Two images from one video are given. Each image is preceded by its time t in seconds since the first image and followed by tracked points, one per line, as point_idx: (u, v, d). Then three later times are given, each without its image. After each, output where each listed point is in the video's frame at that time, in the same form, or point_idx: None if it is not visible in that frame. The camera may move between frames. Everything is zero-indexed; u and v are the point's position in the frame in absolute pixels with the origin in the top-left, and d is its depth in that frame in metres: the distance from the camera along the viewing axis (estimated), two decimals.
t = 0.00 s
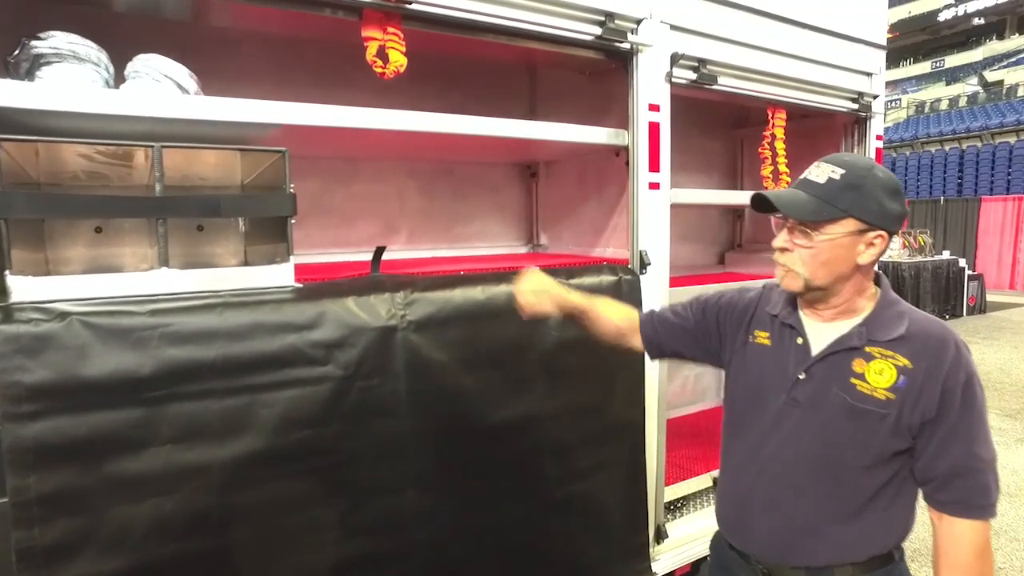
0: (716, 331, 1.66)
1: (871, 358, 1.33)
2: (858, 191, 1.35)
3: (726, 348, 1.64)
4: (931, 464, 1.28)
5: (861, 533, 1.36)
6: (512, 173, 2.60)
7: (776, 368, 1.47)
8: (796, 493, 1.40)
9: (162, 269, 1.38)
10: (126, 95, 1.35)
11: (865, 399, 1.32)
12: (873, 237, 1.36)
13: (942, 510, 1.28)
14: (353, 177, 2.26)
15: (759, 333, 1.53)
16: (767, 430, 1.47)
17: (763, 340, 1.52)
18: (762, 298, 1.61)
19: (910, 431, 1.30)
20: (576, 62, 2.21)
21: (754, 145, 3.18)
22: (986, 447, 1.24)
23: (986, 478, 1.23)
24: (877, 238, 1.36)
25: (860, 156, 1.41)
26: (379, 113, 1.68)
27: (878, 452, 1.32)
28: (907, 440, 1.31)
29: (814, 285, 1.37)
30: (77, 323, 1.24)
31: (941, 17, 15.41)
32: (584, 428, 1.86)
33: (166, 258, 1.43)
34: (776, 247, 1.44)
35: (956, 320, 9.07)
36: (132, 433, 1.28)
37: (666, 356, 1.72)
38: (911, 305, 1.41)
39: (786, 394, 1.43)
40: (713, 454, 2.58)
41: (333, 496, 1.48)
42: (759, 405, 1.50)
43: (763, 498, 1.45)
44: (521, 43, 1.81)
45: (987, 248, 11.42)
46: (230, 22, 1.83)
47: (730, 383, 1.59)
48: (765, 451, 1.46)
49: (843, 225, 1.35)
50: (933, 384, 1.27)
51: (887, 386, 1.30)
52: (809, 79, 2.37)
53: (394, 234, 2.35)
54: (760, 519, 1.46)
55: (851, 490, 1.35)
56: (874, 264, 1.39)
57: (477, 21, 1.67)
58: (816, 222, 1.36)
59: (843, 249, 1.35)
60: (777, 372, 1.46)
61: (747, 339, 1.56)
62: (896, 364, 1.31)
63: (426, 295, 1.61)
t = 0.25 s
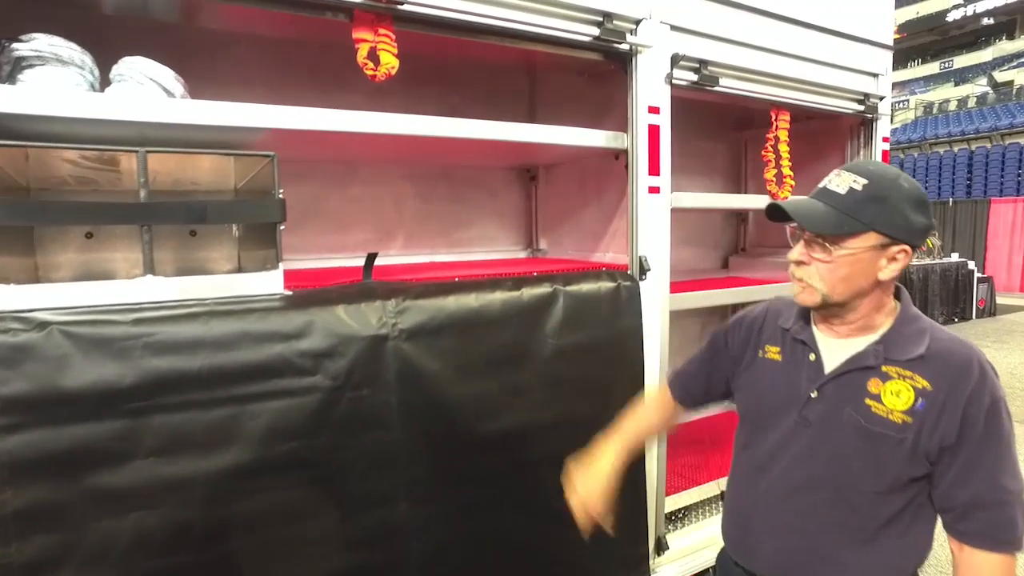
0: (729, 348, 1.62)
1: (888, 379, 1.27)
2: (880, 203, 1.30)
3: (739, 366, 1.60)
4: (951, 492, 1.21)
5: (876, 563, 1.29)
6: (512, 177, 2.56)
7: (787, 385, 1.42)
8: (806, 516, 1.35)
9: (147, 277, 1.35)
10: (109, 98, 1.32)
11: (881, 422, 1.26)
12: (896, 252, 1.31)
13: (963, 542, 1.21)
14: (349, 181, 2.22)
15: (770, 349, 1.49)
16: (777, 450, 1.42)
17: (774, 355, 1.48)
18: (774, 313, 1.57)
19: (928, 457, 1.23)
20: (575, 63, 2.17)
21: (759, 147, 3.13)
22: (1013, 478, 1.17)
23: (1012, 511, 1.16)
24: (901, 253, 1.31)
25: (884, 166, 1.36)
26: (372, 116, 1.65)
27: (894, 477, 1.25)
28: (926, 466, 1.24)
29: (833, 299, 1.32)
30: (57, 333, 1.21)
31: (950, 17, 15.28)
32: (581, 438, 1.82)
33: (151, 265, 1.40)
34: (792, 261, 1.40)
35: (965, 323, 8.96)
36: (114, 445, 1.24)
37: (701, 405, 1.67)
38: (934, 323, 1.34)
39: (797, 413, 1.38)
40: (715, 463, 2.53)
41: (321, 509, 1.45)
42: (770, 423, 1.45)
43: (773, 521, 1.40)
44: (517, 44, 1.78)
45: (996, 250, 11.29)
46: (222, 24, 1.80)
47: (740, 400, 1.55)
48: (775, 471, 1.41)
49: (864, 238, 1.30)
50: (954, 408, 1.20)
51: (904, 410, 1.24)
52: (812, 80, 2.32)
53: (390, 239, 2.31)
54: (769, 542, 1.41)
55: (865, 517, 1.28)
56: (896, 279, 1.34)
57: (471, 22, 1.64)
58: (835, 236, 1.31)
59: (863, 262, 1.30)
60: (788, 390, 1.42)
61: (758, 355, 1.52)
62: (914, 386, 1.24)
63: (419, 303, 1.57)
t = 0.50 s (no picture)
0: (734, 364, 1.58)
1: (899, 398, 1.22)
2: (894, 214, 1.25)
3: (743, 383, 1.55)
4: (965, 517, 1.16)
5: None
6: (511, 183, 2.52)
7: (792, 401, 1.37)
8: (812, 539, 1.29)
9: (133, 289, 1.33)
10: (94, 106, 1.29)
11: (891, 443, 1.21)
12: (909, 265, 1.26)
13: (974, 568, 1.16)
14: (346, 187, 2.20)
15: (775, 364, 1.45)
16: (781, 469, 1.37)
17: (779, 371, 1.43)
18: (782, 327, 1.52)
19: (941, 480, 1.18)
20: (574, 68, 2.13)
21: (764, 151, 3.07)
22: None
23: None
24: (915, 266, 1.26)
25: (895, 176, 1.32)
26: (364, 123, 1.62)
27: (905, 501, 1.20)
28: (938, 489, 1.19)
29: (843, 314, 1.28)
30: (38, 347, 1.18)
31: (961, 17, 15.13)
32: (579, 452, 1.78)
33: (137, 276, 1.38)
34: (801, 274, 1.36)
35: (976, 327, 8.84)
36: (96, 461, 1.21)
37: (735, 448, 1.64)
38: (947, 338, 1.29)
39: (803, 431, 1.33)
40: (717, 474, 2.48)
41: (311, 525, 1.42)
42: (774, 441, 1.40)
43: (777, 543, 1.35)
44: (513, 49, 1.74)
45: (1008, 253, 11.15)
46: (214, 30, 1.77)
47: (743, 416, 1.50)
48: (779, 491, 1.36)
49: (877, 251, 1.26)
50: (969, 431, 1.15)
51: (915, 430, 1.19)
52: (818, 83, 2.28)
53: (387, 246, 2.28)
54: (773, 564, 1.36)
55: (875, 542, 1.23)
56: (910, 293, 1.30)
57: (466, 27, 1.61)
58: (847, 248, 1.27)
59: (875, 275, 1.26)
60: (793, 406, 1.37)
61: (762, 370, 1.48)
62: (926, 406, 1.19)
63: (411, 314, 1.53)
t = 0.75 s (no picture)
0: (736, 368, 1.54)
1: (912, 403, 1.18)
2: (900, 212, 1.22)
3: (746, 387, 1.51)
4: (977, 526, 1.13)
5: None
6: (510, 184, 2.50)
7: (799, 405, 1.33)
8: (819, 548, 1.24)
9: (120, 292, 1.31)
10: (80, 107, 1.28)
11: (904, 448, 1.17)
12: (918, 265, 1.23)
13: None
14: (342, 190, 2.18)
15: (780, 367, 1.41)
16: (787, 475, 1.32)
17: (785, 374, 1.39)
18: (785, 329, 1.49)
19: (954, 488, 1.14)
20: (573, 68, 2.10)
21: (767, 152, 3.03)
22: None
23: None
24: (923, 266, 1.23)
25: (900, 175, 1.28)
26: (357, 124, 1.60)
27: (917, 510, 1.15)
28: (950, 498, 1.15)
29: (850, 316, 1.24)
30: (21, 350, 1.16)
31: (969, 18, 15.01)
32: (576, 457, 1.75)
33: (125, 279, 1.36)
34: (806, 276, 1.32)
35: (985, 330, 8.75)
36: (81, 467, 1.20)
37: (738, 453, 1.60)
38: (957, 343, 1.26)
39: (810, 436, 1.28)
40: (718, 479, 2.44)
41: (302, 531, 1.39)
42: (779, 446, 1.35)
43: (781, 553, 1.30)
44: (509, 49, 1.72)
45: (1017, 255, 11.04)
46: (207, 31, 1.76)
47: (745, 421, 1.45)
48: (786, 498, 1.31)
49: (883, 251, 1.22)
50: (984, 438, 1.11)
51: (929, 436, 1.15)
52: (821, 83, 2.24)
53: (384, 249, 2.26)
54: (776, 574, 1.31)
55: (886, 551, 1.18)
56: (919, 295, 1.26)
57: (460, 26, 1.58)
58: (852, 248, 1.23)
59: (882, 276, 1.23)
60: (800, 411, 1.33)
61: (767, 373, 1.43)
62: (940, 411, 1.16)
63: (404, 318, 1.51)
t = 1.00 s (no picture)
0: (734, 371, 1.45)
1: (914, 407, 1.13)
2: (900, 212, 1.18)
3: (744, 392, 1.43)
4: (980, 535, 1.10)
5: None
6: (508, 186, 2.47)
7: (799, 409, 1.26)
8: (821, 558, 1.18)
9: (107, 294, 1.29)
10: (67, 107, 1.26)
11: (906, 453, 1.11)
12: (920, 265, 1.19)
13: None
14: (338, 191, 2.17)
15: (780, 370, 1.33)
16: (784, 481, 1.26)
17: (784, 378, 1.32)
18: (784, 333, 1.42)
19: (958, 495, 1.10)
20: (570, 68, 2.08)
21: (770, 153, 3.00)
22: None
23: None
24: (926, 266, 1.19)
25: (902, 173, 1.25)
26: (348, 125, 1.58)
27: (920, 517, 1.11)
28: (954, 505, 1.11)
29: (850, 317, 1.21)
30: (4, 353, 1.15)
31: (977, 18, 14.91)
32: (571, 462, 1.73)
33: (112, 282, 1.34)
34: (805, 276, 1.29)
35: (993, 333, 8.66)
36: (64, 472, 1.18)
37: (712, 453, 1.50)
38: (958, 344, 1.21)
39: (811, 440, 1.22)
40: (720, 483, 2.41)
41: (290, 537, 1.37)
42: (775, 451, 1.29)
43: (779, 562, 1.24)
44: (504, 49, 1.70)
45: None
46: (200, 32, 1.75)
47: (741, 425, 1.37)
48: (785, 506, 1.25)
49: (884, 250, 1.19)
50: (989, 443, 1.08)
51: (932, 441, 1.10)
52: (822, 83, 2.21)
53: (380, 250, 2.25)
54: None
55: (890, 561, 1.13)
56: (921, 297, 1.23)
57: (453, 26, 1.57)
58: (853, 248, 1.20)
59: (883, 277, 1.19)
60: (800, 415, 1.26)
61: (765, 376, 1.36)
62: (943, 416, 1.11)
63: (394, 321, 1.49)
